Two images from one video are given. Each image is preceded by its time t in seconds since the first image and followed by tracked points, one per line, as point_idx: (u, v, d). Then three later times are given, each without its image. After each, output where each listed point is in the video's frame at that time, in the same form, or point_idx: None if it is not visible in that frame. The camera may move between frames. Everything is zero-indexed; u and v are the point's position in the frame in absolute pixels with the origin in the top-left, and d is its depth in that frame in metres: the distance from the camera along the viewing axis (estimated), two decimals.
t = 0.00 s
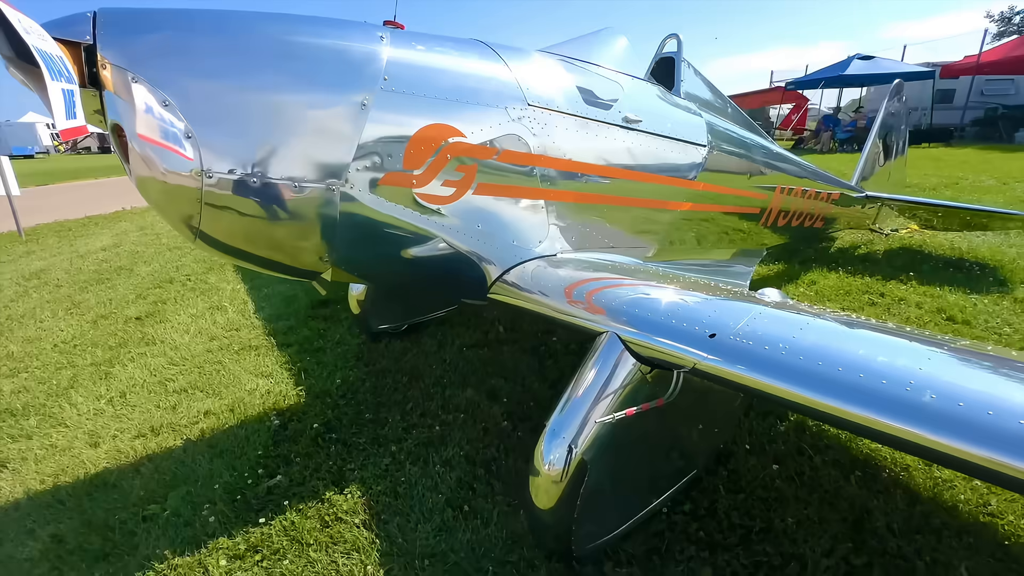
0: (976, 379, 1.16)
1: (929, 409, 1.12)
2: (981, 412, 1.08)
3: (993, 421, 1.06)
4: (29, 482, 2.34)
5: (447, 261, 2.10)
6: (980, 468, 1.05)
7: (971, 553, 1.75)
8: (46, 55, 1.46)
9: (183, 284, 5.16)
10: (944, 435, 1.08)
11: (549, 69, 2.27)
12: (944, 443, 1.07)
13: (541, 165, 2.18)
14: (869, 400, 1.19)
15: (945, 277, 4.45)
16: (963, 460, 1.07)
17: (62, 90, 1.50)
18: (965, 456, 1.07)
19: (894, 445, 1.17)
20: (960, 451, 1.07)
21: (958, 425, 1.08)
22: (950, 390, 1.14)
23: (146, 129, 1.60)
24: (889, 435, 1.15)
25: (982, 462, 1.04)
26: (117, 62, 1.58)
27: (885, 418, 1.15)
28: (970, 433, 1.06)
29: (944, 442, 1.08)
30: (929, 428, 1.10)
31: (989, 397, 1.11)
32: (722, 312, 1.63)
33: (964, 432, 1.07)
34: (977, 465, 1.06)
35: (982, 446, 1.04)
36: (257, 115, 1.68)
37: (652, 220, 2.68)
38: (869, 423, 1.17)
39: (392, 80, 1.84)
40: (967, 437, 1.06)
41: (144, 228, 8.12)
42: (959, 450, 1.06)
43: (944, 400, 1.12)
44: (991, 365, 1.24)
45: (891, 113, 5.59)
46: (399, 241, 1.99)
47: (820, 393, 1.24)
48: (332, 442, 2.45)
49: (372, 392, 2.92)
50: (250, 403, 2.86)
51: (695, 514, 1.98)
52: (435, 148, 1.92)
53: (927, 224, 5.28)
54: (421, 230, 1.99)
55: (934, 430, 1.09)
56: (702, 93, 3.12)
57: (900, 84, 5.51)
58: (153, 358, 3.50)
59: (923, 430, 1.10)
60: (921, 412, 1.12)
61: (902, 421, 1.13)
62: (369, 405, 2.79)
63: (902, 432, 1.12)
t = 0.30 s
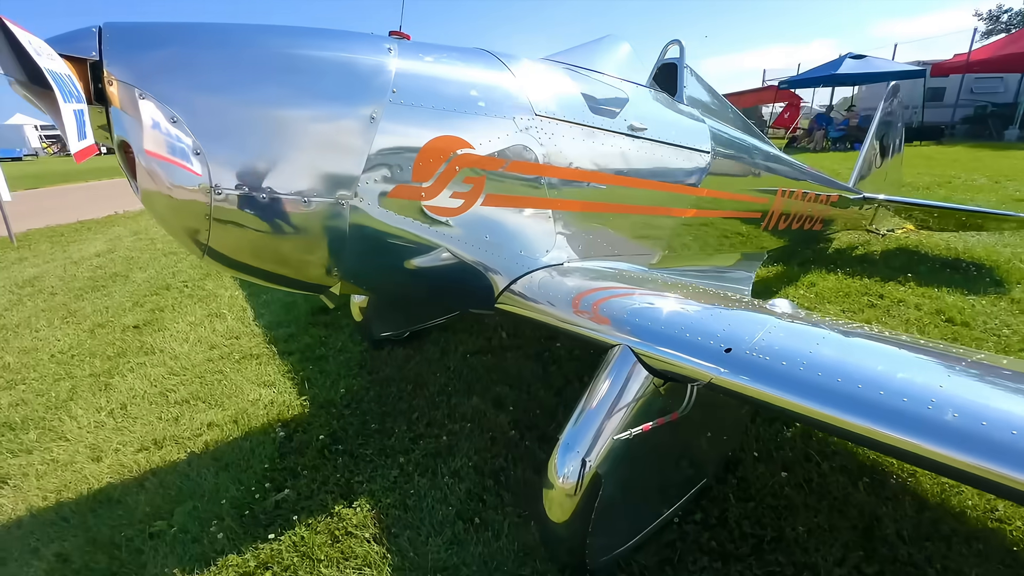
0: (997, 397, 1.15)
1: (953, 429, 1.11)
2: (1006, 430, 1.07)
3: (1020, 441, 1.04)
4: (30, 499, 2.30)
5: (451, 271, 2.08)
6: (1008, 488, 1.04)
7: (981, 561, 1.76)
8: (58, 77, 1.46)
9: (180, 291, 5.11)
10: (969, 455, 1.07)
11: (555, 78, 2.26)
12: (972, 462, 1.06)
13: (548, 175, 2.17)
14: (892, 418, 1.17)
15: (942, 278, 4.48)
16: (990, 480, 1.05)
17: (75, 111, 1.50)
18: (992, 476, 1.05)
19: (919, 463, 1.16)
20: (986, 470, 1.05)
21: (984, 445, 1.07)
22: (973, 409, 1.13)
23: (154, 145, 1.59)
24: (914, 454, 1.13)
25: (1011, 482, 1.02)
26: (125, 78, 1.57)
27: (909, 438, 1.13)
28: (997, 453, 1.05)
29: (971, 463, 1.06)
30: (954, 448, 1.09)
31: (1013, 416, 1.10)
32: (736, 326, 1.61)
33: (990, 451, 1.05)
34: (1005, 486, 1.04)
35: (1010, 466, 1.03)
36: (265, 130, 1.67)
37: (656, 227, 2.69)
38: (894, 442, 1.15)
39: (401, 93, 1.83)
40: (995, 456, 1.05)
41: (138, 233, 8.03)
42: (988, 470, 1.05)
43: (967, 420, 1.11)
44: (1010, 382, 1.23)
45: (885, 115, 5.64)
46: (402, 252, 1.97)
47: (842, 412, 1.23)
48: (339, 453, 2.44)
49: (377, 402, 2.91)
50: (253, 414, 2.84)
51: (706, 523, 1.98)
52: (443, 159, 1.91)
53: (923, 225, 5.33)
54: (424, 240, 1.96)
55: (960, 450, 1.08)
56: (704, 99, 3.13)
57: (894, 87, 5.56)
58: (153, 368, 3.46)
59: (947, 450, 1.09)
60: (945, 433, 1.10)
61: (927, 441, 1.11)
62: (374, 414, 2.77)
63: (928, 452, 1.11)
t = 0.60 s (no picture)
0: (1010, 416, 1.17)
1: (967, 449, 1.13)
2: (1020, 450, 1.09)
3: None
4: (30, 518, 2.27)
5: (454, 282, 2.06)
6: None
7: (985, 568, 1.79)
8: (64, 102, 1.49)
9: (175, 298, 5.05)
10: (986, 475, 1.09)
11: (558, 89, 2.26)
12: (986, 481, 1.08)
13: (553, 186, 2.17)
14: (907, 438, 1.19)
15: (935, 278, 4.54)
16: (1006, 500, 1.07)
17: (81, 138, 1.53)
18: (1008, 497, 1.07)
19: (934, 481, 1.18)
20: (1002, 489, 1.07)
21: (999, 465, 1.08)
22: (988, 428, 1.15)
23: (158, 164, 1.59)
24: (930, 473, 1.15)
25: None
26: (131, 99, 1.57)
27: (924, 457, 1.15)
28: (1012, 474, 1.06)
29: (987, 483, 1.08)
30: (969, 468, 1.11)
31: None
32: (747, 340, 1.62)
33: (1006, 472, 1.07)
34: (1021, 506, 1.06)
35: None
36: (271, 148, 1.66)
37: (657, 235, 2.70)
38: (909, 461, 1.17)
39: (407, 108, 1.83)
40: (1010, 477, 1.07)
41: (129, 238, 7.93)
42: (1004, 491, 1.07)
43: (980, 440, 1.13)
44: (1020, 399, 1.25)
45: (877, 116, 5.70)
46: (405, 264, 1.95)
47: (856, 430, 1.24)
48: (344, 466, 2.43)
49: (380, 411, 2.90)
50: (255, 426, 2.82)
51: (713, 532, 2.00)
52: (449, 174, 1.91)
53: (916, 225, 5.39)
54: (426, 253, 1.95)
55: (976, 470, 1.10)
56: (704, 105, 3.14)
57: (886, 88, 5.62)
58: (151, 380, 3.43)
59: (963, 470, 1.11)
60: (960, 453, 1.12)
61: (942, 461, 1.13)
62: (378, 425, 2.76)
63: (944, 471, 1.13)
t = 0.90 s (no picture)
0: (1016, 430, 1.18)
1: (975, 464, 1.14)
2: None
3: None
4: (28, 533, 2.25)
5: (454, 291, 2.05)
6: None
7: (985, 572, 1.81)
8: (61, 121, 1.48)
9: (170, 303, 5.01)
10: (993, 490, 1.10)
11: (558, 97, 2.25)
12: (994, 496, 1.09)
13: (553, 194, 2.17)
14: (915, 452, 1.20)
15: (930, 278, 4.57)
16: (1013, 515, 1.09)
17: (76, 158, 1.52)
18: (1015, 511, 1.09)
19: (942, 495, 1.19)
20: (1009, 504, 1.08)
21: (1007, 481, 1.10)
22: (995, 442, 1.16)
23: (156, 178, 1.57)
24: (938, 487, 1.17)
25: None
26: (128, 113, 1.56)
27: (932, 472, 1.17)
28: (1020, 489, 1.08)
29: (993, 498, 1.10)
30: (976, 483, 1.12)
31: None
32: (751, 350, 1.63)
33: (1014, 488, 1.08)
34: None
35: None
36: (272, 160, 1.64)
37: (657, 240, 2.70)
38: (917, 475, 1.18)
39: (407, 119, 1.82)
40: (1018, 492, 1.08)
41: (121, 242, 7.85)
42: (1010, 506, 1.08)
43: (988, 455, 1.14)
44: None
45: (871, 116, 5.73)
46: (404, 273, 1.94)
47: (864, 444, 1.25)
48: (345, 475, 2.42)
49: (380, 418, 2.89)
50: (254, 434, 2.80)
51: (716, 539, 2.01)
52: (450, 184, 1.90)
53: (910, 224, 5.42)
54: (424, 262, 1.94)
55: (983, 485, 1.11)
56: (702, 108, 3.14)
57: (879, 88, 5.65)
58: (148, 388, 3.40)
59: (970, 485, 1.12)
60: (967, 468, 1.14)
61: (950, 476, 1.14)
62: (378, 432, 2.75)
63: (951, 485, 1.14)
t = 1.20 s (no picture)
0: None
1: (987, 486, 1.14)
2: None
3: None
4: (20, 552, 2.20)
5: (452, 302, 2.02)
6: None
7: None
8: (48, 143, 1.45)
9: (163, 309, 4.94)
10: (1006, 513, 1.10)
11: (556, 104, 2.23)
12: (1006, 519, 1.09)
13: (553, 203, 2.15)
14: (926, 473, 1.19)
15: (924, 277, 4.59)
16: None
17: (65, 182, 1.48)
18: None
19: (953, 515, 1.18)
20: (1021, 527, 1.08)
21: (1019, 504, 1.09)
22: (1007, 465, 1.15)
23: (147, 196, 1.54)
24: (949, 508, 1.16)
25: None
26: (119, 129, 1.53)
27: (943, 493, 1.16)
28: None
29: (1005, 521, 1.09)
30: (989, 505, 1.12)
31: None
32: (756, 364, 1.62)
33: None
34: None
35: None
36: (268, 175, 1.61)
37: (656, 246, 2.69)
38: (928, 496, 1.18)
39: (405, 130, 1.79)
40: None
41: (112, 245, 7.75)
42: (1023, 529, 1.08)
43: (1000, 477, 1.14)
44: None
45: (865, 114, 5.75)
46: (401, 285, 1.90)
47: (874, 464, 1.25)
48: (344, 488, 2.39)
49: (379, 428, 2.86)
50: (250, 445, 2.76)
51: (720, 549, 2.01)
52: (449, 195, 1.87)
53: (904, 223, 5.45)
54: (422, 273, 1.91)
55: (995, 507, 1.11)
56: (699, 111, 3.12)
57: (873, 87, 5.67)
58: (141, 398, 3.35)
59: (982, 507, 1.12)
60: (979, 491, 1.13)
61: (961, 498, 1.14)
62: (377, 442, 2.73)
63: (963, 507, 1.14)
